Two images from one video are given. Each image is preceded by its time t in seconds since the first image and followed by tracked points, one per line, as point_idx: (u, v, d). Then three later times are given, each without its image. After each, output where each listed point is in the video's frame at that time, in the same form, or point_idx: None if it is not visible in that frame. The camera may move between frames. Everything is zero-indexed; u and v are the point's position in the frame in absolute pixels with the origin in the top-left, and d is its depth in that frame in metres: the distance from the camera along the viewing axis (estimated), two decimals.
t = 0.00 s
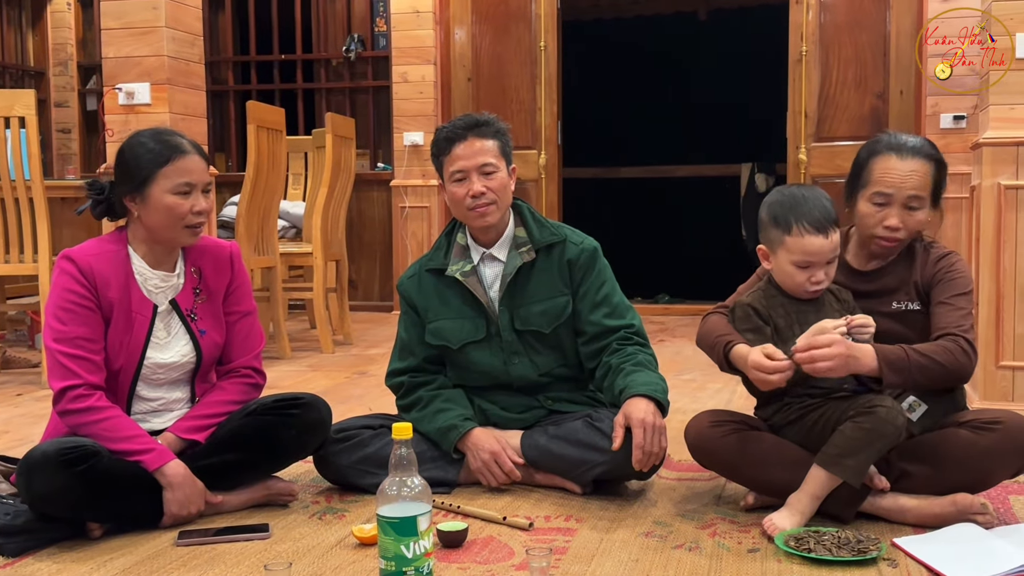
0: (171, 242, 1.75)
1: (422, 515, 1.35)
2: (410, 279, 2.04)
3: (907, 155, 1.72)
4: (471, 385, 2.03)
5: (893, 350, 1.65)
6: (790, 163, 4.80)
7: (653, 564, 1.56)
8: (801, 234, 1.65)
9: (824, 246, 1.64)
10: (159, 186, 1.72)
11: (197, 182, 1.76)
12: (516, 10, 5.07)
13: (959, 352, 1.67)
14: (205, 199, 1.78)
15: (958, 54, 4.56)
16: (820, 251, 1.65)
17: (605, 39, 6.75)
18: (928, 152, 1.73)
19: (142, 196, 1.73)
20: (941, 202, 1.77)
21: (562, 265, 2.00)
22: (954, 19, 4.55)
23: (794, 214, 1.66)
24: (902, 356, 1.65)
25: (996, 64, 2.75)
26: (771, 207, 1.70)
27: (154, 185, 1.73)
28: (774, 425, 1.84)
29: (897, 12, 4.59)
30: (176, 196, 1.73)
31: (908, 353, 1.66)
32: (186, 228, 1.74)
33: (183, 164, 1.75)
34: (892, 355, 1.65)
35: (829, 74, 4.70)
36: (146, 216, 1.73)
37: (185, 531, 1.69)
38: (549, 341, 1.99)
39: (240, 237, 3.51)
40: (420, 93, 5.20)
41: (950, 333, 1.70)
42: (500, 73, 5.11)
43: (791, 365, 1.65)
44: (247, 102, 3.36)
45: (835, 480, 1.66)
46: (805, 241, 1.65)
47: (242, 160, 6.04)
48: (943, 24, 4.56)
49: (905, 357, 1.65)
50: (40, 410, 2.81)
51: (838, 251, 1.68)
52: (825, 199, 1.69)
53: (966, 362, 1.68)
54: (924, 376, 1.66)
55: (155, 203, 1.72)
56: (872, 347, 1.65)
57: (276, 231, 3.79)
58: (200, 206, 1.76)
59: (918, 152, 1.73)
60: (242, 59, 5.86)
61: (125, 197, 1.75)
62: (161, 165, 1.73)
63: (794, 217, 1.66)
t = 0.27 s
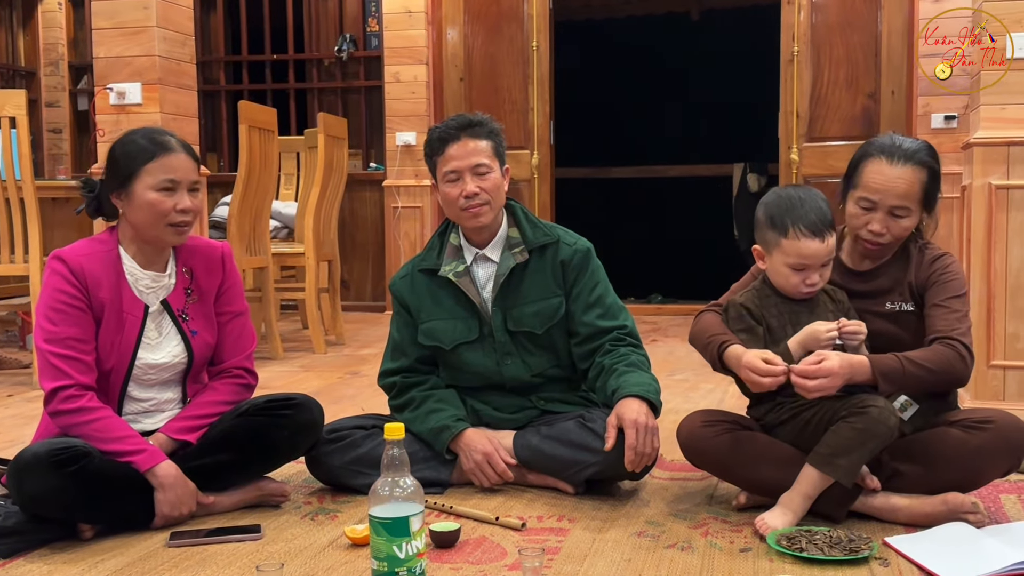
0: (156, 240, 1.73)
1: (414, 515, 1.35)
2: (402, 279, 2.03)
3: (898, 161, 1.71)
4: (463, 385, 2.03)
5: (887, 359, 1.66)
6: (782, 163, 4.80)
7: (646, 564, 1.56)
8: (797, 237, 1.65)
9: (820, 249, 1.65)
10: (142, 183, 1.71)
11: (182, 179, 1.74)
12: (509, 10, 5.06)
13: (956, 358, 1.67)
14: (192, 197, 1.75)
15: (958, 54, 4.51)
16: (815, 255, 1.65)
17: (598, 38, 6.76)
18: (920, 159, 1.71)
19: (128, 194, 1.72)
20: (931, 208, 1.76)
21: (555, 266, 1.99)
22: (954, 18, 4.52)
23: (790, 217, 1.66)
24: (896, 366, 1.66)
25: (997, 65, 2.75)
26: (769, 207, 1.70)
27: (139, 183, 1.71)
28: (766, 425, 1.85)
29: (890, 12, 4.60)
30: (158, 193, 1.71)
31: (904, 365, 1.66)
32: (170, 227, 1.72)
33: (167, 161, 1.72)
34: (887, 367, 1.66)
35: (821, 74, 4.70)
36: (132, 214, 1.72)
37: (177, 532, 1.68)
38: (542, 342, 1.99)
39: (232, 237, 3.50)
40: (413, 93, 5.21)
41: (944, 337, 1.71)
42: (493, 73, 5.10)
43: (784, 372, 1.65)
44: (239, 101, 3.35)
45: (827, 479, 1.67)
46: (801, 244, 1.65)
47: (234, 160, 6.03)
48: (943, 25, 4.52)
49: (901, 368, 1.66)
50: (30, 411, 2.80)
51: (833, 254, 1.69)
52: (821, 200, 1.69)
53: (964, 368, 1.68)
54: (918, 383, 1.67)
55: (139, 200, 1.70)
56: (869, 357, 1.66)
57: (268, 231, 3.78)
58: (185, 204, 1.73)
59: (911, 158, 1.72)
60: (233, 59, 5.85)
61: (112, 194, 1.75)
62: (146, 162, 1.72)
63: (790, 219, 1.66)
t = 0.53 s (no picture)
0: (135, 236, 1.72)
1: (405, 516, 1.35)
2: (393, 281, 2.03)
3: (892, 165, 1.72)
4: (454, 386, 2.03)
5: (881, 363, 1.66)
6: (772, 165, 4.80)
7: (636, 564, 1.57)
8: (791, 241, 1.65)
9: (813, 254, 1.65)
10: (118, 178, 1.71)
11: (160, 173, 1.73)
12: (499, 11, 5.05)
13: (949, 362, 1.68)
14: (171, 192, 1.73)
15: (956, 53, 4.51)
16: (808, 259, 1.65)
17: (589, 39, 6.76)
18: (915, 163, 1.72)
19: (107, 191, 1.72)
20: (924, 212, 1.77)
21: (546, 267, 1.99)
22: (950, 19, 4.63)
23: (785, 220, 1.66)
24: (888, 370, 1.66)
25: (996, 65, 2.75)
26: (764, 209, 1.70)
27: (117, 178, 1.71)
28: (756, 425, 1.85)
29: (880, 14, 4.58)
30: (135, 187, 1.70)
31: (896, 368, 1.67)
32: (148, 222, 1.71)
33: (144, 155, 1.72)
34: (879, 370, 1.66)
35: (812, 76, 4.69)
36: (111, 210, 1.72)
37: (168, 533, 1.68)
38: (533, 343, 1.99)
39: (223, 238, 3.50)
40: (404, 93, 5.21)
41: (936, 340, 1.71)
42: (483, 74, 5.10)
43: (776, 374, 1.65)
44: (229, 102, 3.35)
45: (817, 480, 1.67)
46: (794, 248, 1.65)
47: (225, 161, 6.02)
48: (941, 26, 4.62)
49: (893, 372, 1.66)
50: (20, 412, 2.79)
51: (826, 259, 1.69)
52: (817, 205, 1.69)
53: (955, 372, 1.69)
54: (909, 387, 1.68)
55: (116, 196, 1.70)
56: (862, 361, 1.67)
57: (258, 232, 3.77)
58: (162, 198, 1.71)
59: (906, 162, 1.72)
60: (224, 59, 5.84)
61: (94, 192, 1.75)
62: (122, 157, 1.72)
63: (785, 222, 1.66)
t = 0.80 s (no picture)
0: (114, 229, 1.71)
1: (395, 516, 1.35)
2: (383, 281, 2.03)
3: (881, 163, 1.73)
4: (444, 386, 2.03)
5: (867, 363, 1.67)
6: (761, 165, 4.79)
7: (626, 563, 1.57)
8: (781, 242, 1.65)
9: (803, 255, 1.65)
10: (94, 172, 1.70)
11: (136, 166, 1.72)
12: (489, 11, 5.05)
13: (936, 362, 1.69)
14: (147, 184, 1.73)
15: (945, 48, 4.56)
16: (797, 260, 1.65)
17: (579, 39, 6.77)
18: (904, 161, 1.73)
19: (83, 187, 1.72)
20: (913, 210, 1.77)
21: (536, 267, 2.00)
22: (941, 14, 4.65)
23: (774, 220, 1.66)
24: (875, 369, 1.67)
25: (996, 64, 2.75)
26: (754, 210, 1.70)
27: (92, 173, 1.71)
28: (745, 425, 1.86)
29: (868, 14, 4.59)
30: (111, 180, 1.70)
31: (883, 367, 1.68)
32: (126, 215, 1.70)
33: (119, 149, 1.72)
34: (865, 369, 1.67)
35: (801, 76, 4.69)
36: (89, 205, 1.71)
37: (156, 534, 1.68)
38: (523, 342, 1.99)
39: (212, 238, 3.49)
40: (394, 93, 5.21)
41: (923, 339, 1.72)
42: (473, 74, 5.09)
43: (764, 373, 1.65)
44: (218, 101, 3.34)
45: (805, 478, 1.68)
46: (784, 249, 1.65)
47: (214, 160, 6.00)
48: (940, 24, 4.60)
49: (880, 370, 1.67)
50: (7, 413, 2.77)
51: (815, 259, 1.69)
52: (807, 205, 1.69)
53: (942, 371, 1.70)
54: (895, 386, 1.68)
55: (92, 190, 1.70)
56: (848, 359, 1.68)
57: (248, 231, 3.76)
58: (139, 189, 1.71)
59: (895, 160, 1.73)
60: (213, 59, 5.82)
61: (72, 190, 1.75)
62: (97, 152, 1.72)
63: (775, 223, 1.66)
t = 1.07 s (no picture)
0: (92, 226, 1.70)
1: (383, 517, 1.35)
2: (372, 282, 2.03)
3: (870, 164, 1.74)
4: (433, 387, 2.03)
5: (852, 361, 1.68)
6: (749, 166, 4.80)
7: (614, 564, 1.57)
8: (768, 243, 1.66)
9: (789, 256, 1.66)
10: (70, 169, 1.70)
11: (111, 161, 1.72)
12: (478, 12, 5.05)
13: (922, 361, 1.70)
14: (123, 178, 1.73)
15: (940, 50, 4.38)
16: (784, 261, 1.66)
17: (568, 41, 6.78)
18: (891, 162, 1.74)
19: (59, 185, 1.71)
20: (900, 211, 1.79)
21: (524, 267, 2.00)
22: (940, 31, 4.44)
23: (762, 221, 1.67)
24: (859, 367, 1.68)
25: (996, 65, 2.77)
26: (741, 212, 1.70)
27: (68, 170, 1.70)
28: (733, 425, 1.86)
29: (855, 15, 4.61)
30: (88, 176, 1.70)
31: (867, 364, 1.69)
32: (103, 209, 1.70)
33: (95, 144, 1.71)
34: (849, 367, 1.68)
35: (788, 78, 4.71)
36: (66, 203, 1.70)
37: (144, 535, 1.67)
38: (512, 343, 1.99)
39: (199, 239, 3.48)
40: (382, 94, 5.20)
41: (909, 339, 1.73)
42: (462, 75, 5.09)
43: (752, 371, 1.66)
44: (206, 102, 3.33)
45: (792, 477, 1.68)
46: (770, 250, 1.66)
47: (202, 161, 5.98)
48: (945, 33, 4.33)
49: (864, 368, 1.68)
50: None
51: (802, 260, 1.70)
52: (793, 206, 1.70)
53: (928, 371, 1.71)
54: (881, 384, 1.69)
55: (69, 187, 1.69)
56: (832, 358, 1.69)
57: (235, 232, 3.75)
58: (115, 183, 1.70)
59: (883, 161, 1.74)
60: (201, 59, 5.80)
61: (48, 191, 1.74)
62: (72, 149, 1.71)
63: (762, 225, 1.67)
